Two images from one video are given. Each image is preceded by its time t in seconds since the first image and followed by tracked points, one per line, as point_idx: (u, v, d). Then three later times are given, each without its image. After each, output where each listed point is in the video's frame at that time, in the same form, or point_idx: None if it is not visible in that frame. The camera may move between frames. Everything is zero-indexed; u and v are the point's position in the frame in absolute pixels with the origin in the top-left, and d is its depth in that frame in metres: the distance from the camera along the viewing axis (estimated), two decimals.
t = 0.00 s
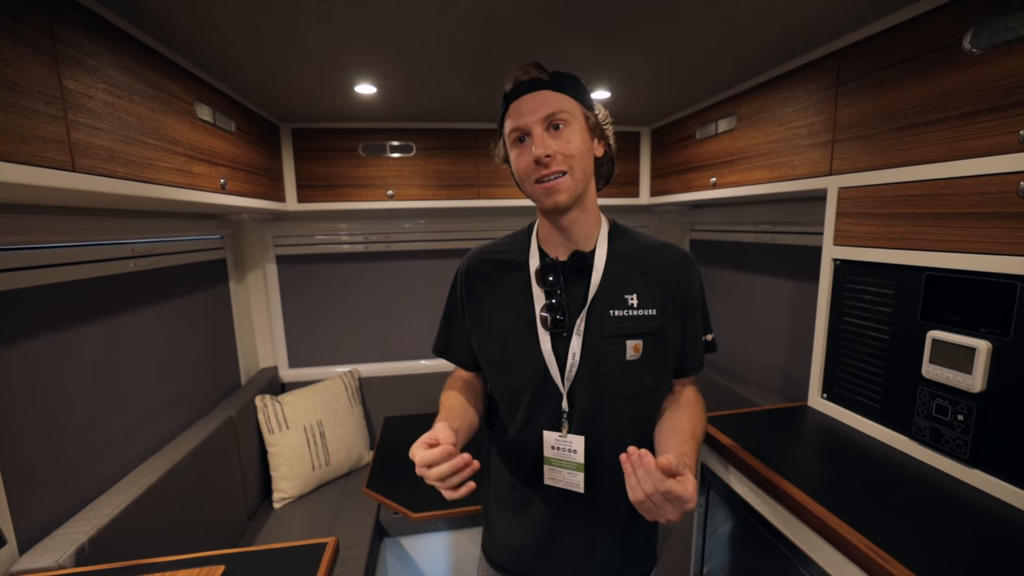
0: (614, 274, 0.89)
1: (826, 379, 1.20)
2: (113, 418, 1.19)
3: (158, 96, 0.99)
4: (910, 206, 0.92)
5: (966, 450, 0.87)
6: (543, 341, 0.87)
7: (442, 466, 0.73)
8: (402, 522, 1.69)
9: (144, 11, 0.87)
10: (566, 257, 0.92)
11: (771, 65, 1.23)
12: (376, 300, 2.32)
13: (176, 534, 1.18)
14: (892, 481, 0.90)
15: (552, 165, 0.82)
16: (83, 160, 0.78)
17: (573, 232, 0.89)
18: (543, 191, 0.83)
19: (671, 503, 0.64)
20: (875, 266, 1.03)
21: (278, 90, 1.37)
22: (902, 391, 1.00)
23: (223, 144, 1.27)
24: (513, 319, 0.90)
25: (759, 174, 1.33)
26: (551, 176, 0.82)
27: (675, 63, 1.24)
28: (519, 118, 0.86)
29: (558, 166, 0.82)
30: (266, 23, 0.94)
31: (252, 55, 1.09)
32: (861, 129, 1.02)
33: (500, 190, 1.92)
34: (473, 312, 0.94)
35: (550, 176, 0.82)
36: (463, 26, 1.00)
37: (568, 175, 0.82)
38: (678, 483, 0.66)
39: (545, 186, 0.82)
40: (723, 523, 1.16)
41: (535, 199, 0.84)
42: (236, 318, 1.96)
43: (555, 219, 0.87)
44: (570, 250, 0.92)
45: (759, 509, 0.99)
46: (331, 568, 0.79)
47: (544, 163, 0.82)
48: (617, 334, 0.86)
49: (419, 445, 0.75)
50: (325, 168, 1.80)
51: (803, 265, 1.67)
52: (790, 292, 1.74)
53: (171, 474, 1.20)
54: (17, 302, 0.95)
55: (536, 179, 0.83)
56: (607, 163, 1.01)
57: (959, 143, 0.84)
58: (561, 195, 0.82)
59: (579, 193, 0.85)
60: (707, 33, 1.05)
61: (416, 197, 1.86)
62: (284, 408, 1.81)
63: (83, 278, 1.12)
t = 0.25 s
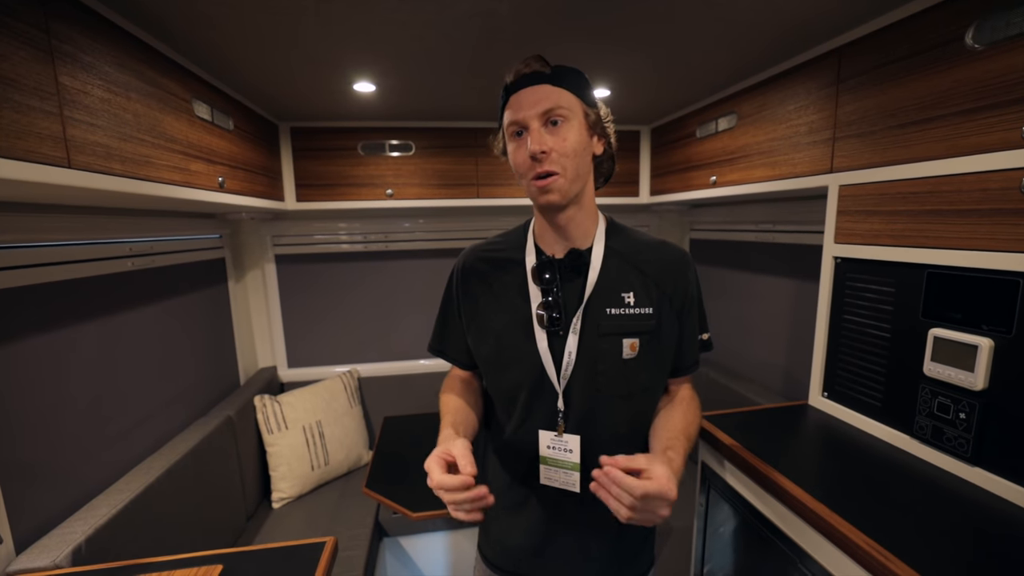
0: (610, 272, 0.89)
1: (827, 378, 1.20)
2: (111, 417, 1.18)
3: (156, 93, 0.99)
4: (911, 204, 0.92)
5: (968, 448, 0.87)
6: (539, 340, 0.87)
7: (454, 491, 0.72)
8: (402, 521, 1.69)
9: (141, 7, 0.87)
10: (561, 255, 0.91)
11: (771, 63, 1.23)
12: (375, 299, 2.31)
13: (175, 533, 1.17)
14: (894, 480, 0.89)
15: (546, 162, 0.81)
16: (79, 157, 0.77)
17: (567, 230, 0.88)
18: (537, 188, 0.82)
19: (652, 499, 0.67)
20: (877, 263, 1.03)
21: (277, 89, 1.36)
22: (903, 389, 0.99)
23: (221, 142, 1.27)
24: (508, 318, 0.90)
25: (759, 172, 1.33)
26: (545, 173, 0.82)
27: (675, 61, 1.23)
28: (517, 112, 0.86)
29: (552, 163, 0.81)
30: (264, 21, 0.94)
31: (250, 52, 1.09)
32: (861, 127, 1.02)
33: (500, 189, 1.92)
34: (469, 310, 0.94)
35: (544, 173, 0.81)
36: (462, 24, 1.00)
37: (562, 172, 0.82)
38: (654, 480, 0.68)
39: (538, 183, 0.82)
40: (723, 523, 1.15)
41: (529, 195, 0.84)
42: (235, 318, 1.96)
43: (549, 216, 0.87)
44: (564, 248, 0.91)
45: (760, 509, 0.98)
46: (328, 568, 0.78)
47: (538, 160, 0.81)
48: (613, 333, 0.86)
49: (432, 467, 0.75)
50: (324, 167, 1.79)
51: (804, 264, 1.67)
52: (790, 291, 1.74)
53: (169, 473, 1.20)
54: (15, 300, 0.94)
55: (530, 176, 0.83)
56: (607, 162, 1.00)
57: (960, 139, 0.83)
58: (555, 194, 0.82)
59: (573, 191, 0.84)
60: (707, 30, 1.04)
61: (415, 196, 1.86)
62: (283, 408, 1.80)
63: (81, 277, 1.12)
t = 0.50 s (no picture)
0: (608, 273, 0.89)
1: (825, 378, 1.20)
2: (110, 417, 1.18)
3: (154, 93, 0.99)
4: (909, 204, 0.92)
5: (965, 447, 0.87)
6: (534, 339, 0.87)
7: (369, 387, 0.80)
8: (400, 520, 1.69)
9: (140, 8, 0.87)
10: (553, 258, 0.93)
11: (769, 63, 1.23)
12: (374, 299, 2.31)
13: (174, 533, 1.17)
14: (891, 479, 0.90)
15: (543, 173, 0.81)
16: (77, 157, 0.77)
17: (557, 238, 0.89)
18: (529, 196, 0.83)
19: (741, 416, 0.74)
20: (874, 263, 1.03)
21: (276, 89, 1.37)
22: (901, 389, 0.99)
23: (220, 142, 1.27)
24: (507, 318, 0.90)
25: (758, 172, 1.33)
26: (540, 183, 0.82)
27: (673, 62, 1.24)
28: (525, 113, 0.83)
29: (548, 175, 0.81)
30: (263, 21, 0.94)
31: (249, 53, 1.09)
32: (859, 127, 1.02)
33: (499, 189, 1.92)
34: (468, 308, 0.94)
35: (540, 183, 0.81)
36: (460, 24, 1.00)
37: (558, 186, 0.81)
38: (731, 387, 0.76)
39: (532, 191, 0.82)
40: (722, 524, 1.14)
41: (524, 199, 0.85)
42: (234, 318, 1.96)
43: (544, 221, 0.87)
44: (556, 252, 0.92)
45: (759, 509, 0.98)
46: (327, 568, 0.79)
47: (535, 169, 0.81)
48: (609, 333, 0.86)
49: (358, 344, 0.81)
50: (323, 167, 1.79)
51: (802, 264, 1.67)
52: (788, 291, 1.74)
53: (168, 473, 1.20)
54: (14, 300, 0.94)
55: (526, 181, 0.83)
56: (613, 173, 0.97)
57: (958, 139, 0.83)
58: (544, 206, 0.83)
59: (568, 204, 0.84)
60: (705, 30, 1.04)
61: (414, 196, 1.86)
62: (282, 408, 1.80)
63: (79, 277, 1.12)
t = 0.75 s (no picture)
0: (616, 271, 0.89)
1: (824, 379, 1.20)
2: (110, 418, 1.19)
3: (155, 94, 0.99)
4: (908, 205, 0.92)
5: (964, 449, 0.87)
6: (540, 334, 0.88)
7: (331, 309, 0.79)
8: (400, 520, 1.71)
9: (140, 10, 0.87)
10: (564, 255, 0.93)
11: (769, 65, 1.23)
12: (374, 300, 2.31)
13: (174, 535, 1.18)
14: (890, 480, 0.90)
15: (567, 173, 0.81)
16: (78, 159, 0.78)
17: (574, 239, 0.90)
18: (551, 195, 0.83)
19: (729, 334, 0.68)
20: (875, 265, 1.03)
21: (276, 90, 1.37)
22: (902, 389, 0.99)
23: (220, 144, 1.27)
24: (515, 317, 0.90)
25: (758, 173, 1.33)
26: (562, 182, 0.82)
27: (673, 63, 1.24)
28: (552, 111, 0.83)
29: (572, 175, 0.81)
30: (263, 23, 0.94)
31: (249, 54, 1.09)
32: (859, 129, 1.02)
33: (499, 190, 1.92)
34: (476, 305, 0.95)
35: (563, 182, 0.82)
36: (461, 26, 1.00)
37: (580, 186, 0.82)
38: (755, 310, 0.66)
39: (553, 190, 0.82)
40: (722, 524, 1.15)
41: (543, 197, 0.85)
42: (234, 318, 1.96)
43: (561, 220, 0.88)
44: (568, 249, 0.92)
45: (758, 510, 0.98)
46: (327, 569, 0.79)
47: (559, 168, 0.81)
48: (615, 330, 0.85)
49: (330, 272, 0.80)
50: (323, 168, 1.80)
51: (801, 265, 1.67)
52: (788, 292, 1.75)
53: (169, 474, 1.20)
54: (14, 302, 0.94)
55: (548, 179, 0.83)
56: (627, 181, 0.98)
57: (956, 141, 0.84)
58: (565, 206, 0.83)
59: (587, 205, 0.85)
60: (705, 32, 1.05)
61: (414, 197, 1.86)
62: (282, 409, 1.80)
63: (79, 278, 1.12)
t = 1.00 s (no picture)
0: (623, 273, 0.89)
1: (823, 380, 1.20)
2: (110, 419, 1.19)
3: (155, 95, 0.99)
4: (907, 206, 0.92)
5: (962, 449, 0.87)
6: (548, 335, 0.88)
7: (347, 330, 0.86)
8: (399, 521, 1.70)
9: (139, 11, 0.87)
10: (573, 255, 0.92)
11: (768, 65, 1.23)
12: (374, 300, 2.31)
13: (175, 536, 1.18)
14: (889, 481, 0.90)
15: (579, 165, 0.82)
16: (77, 160, 0.78)
17: (583, 233, 0.89)
18: (563, 187, 0.83)
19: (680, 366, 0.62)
20: (874, 265, 1.03)
21: (275, 91, 1.37)
22: (900, 390, 0.99)
23: (219, 144, 1.27)
24: (524, 316, 0.91)
25: (757, 173, 1.33)
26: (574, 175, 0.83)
27: (673, 63, 1.24)
28: (568, 106, 0.85)
29: (585, 168, 0.82)
30: (263, 24, 0.94)
31: (249, 55, 1.09)
32: (858, 129, 1.02)
33: (498, 190, 1.92)
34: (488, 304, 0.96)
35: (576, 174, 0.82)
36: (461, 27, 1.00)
37: (593, 180, 0.83)
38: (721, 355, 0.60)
39: (565, 182, 0.82)
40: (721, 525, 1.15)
41: (553, 191, 0.85)
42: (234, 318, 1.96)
43: (571, 216, 0.88)
44: (577, 248, 0.91)
45: (757, 511, 0.98)
46: (326, 569, 0.79)
47: (573, 161, 0.82)
48: (623, 332, 0.86)
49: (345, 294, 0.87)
50: (323, 168, 1.80)
51: (801, 265, 1.68)
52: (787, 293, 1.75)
53: (168, 475, 1.20)
54: (14, 302, 0.94)
55: (560, 172, 0.83)
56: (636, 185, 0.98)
57: (955, 143, 0.84)
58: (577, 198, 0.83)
59: (598, 201, 0.85)
60: (704, 33, 1.05)
61: (414, 197, 1.86)
62: (282, 409, 1.80)
63: (79, 279, 1.12)
